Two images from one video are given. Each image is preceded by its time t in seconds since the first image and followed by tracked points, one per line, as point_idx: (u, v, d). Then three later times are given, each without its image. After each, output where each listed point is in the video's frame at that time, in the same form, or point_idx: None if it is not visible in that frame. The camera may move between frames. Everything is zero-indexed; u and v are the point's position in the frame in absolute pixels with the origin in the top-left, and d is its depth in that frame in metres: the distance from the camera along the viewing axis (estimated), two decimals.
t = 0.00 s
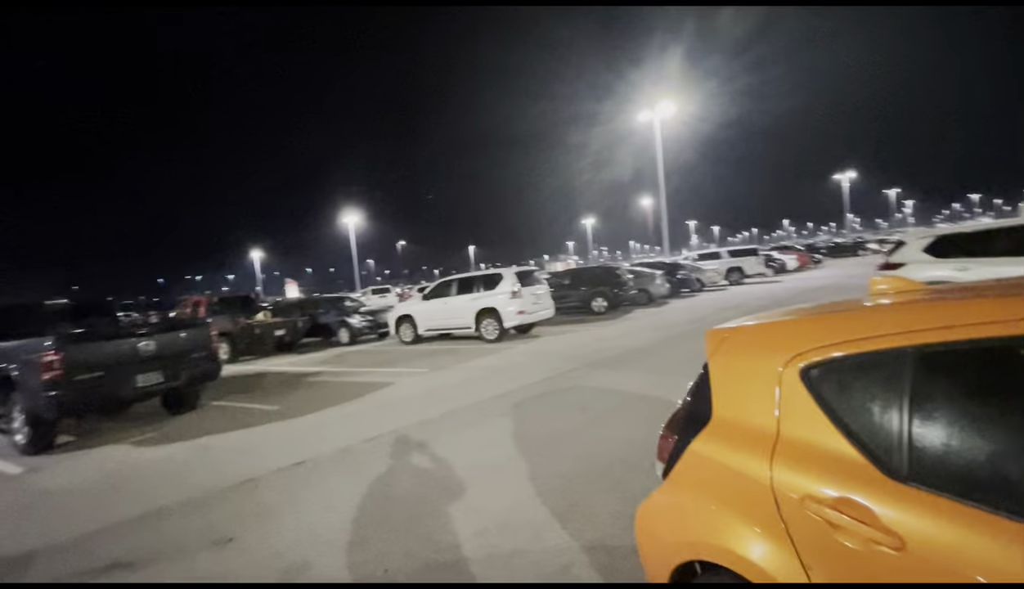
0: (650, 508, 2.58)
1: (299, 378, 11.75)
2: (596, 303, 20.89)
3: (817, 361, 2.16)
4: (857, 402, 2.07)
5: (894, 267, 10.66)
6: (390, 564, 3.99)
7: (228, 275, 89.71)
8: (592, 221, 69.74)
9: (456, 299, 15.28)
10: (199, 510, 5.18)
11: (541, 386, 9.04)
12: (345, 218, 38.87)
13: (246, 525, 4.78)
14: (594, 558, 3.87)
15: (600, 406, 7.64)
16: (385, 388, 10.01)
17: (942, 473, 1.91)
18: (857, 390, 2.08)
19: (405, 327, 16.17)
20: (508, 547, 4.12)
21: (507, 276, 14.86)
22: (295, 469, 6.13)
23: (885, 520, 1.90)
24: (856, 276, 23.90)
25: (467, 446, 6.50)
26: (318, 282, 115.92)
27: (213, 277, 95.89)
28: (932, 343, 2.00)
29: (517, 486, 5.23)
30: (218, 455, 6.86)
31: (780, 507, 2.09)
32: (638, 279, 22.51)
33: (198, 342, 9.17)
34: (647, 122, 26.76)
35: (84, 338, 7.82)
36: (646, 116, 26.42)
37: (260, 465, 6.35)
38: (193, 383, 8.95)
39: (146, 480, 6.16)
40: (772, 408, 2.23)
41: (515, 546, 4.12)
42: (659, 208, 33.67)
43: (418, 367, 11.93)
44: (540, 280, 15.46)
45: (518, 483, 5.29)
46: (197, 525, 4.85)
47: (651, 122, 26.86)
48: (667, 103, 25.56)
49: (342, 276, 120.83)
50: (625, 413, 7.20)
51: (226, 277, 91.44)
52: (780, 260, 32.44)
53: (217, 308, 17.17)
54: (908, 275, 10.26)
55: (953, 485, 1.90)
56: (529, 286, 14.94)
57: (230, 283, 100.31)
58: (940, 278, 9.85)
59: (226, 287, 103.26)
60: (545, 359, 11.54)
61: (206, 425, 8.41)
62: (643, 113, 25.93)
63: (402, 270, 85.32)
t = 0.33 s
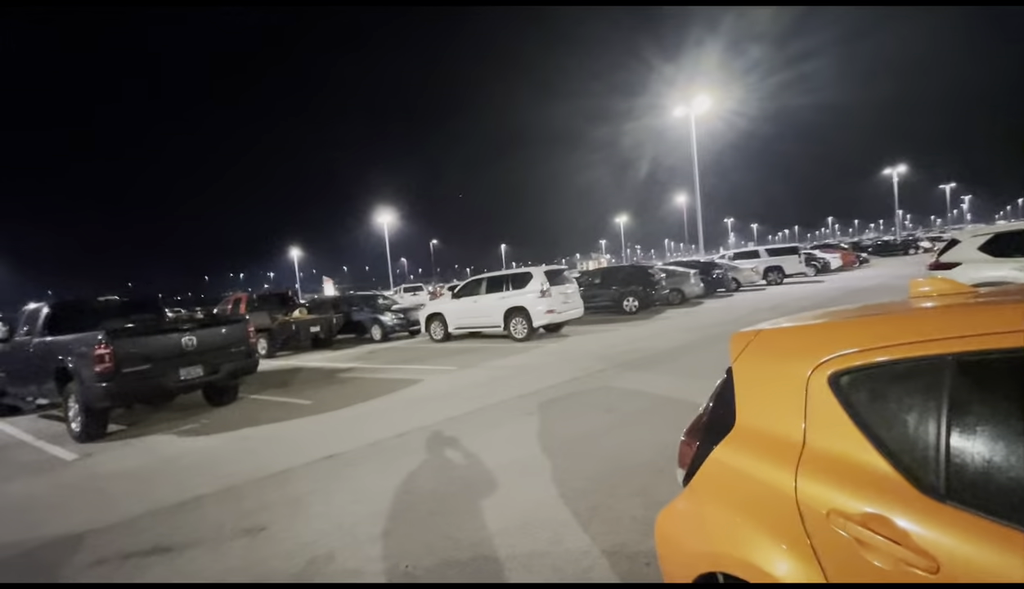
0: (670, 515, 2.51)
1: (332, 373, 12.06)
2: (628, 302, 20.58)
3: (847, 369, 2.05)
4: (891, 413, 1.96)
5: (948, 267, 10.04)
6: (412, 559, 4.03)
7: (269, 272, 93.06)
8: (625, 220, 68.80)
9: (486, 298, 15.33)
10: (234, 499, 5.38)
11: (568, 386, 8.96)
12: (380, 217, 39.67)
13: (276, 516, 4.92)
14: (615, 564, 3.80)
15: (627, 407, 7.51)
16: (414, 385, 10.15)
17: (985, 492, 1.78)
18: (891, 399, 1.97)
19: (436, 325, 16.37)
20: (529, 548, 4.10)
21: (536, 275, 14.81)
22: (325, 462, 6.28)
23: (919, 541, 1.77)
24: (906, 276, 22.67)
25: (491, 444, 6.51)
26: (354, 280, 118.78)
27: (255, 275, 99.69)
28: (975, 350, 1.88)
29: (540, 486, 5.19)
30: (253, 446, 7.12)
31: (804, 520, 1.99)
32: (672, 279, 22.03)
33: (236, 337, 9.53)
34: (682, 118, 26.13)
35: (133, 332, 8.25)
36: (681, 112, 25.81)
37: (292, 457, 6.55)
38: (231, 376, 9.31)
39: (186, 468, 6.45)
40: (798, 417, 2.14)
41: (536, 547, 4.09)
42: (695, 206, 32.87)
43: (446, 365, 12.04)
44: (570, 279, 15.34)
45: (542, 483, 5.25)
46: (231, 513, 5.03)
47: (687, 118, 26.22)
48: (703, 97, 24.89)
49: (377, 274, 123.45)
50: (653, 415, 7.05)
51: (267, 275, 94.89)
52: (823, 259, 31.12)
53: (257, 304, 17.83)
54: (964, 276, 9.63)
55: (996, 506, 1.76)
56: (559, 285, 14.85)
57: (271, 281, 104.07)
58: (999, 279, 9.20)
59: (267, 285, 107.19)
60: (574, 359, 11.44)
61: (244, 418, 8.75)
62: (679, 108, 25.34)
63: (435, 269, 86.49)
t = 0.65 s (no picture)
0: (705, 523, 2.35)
1: (382, 367, 12.47)
2: (679, 300, 19.97)
3: (909, 377, 1.95)
4: (956, 426, 1.89)
5: None
6: (453, 552, 4.11)
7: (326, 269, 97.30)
8: (678, 214, 66.55)
9: (532, 295, 15.32)
10: (290, 484, 5.68)
11: (614, 385, 8.82)
12: (430, 214, 40.45)
13: (327, 503, 5.16)
14: (657, 568, 3.72)
15: (675, 408, 7.30)
16: (460, 380, 10.32)
17: None
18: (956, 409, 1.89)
19: (482, 321, 16.55)
20: (570, 547, 4.07)
21: (583, 272, 14.64)
22: (373, 453, 6.52)
23: (981, 562, 1.72)
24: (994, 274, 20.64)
25: (534, 441, 6.51)
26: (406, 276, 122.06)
27: (314, 271, 104.52)
28: None
29: (581, 486, 5.14)
30: (308, 435, 7.49)
31: (858, 536, 1.88)
32: (726, 276, 21.16)
33: (293, 331, 10.04)
34: (739, 107, 24.96)
35: (202, 324, 8.88)
36: (738, 101, 24.65)
37: (343, 447, 6.83)
38: (289, 368, 9.83)
39: (248, 453, 6.88)
40: (853, 426, 2.00)
41: (576, 548, 4.06)
42: (753, 200, 31.35)
43: (492, 361, 12.15)
44: (618, 276, 15.06)
45: (583, 483, 5.20)
46: (286, 498, 5.33)
47: (744, 107, 25.02)
48: (762, 85, 23.65)
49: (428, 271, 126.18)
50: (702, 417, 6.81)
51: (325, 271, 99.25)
52: (896, 255, 28.90)
53: (314, 299, 18.68)
54: None
55: None
56: (606, 283, 14.61)
57: (328, 277, 108.75)
58: None
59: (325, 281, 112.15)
60: (621, 357, 11.23)
61: (300, 407, 9.22)
62: (735, 98, 24.21)
63: (483, 265, 87.40)
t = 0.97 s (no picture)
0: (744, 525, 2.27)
1: (425, 360, 12.73)
2: (726, 296, 19.28)
3: (969, 381, 1.85)
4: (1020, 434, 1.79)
5: None
6: (489, 544, 4.16)
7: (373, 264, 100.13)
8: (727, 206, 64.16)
9: (573, 290, 15.18)
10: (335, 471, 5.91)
11: (656, 383, 8.63)
12: (473, 210, 40.86)
13: (369, 490, 5.34)
14: (697, 570, 3.63)
15: (719, 408, 7.07)
16: (500, 374, 10.39)
17: None
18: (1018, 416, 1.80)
19: (523, 315, 16.57)
20: (606, 545, 4.04)
21: (626, 267, 14.36)
22: (414, 444, 6.68)
23: None
24: None
25: (572, 437, 6.47)
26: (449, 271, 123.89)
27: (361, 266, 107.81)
28: None
29: (619, 484, 5.07)
30: (354, 425, 7.76)
31: (909, 547, 1.78)
32: (778, 271, 20.24)
33: (340, 324, 10.40)
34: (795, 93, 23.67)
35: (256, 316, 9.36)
36: (794, 86, 23.38)
37: (386, 437, 7.04)
38: (336, 359, 10.20)
39: (297, 441, 7.21)
40: (906, 433, 1.89)
41: (612, 546, 4.02)
42: (809, 191, 29.75)
43: (532, 356, 12.15)
44: (662, 271, 14.68)
45: (622, 481, 5.13)
46: (331, 484, 5.55)
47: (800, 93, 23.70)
48: (821, 69, 22.32)
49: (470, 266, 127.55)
50: (748, 417, 6.56)
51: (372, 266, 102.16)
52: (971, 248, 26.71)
53: (360, 293, 19.28)
54: None
55: None
56: (650, 278, 14.28)
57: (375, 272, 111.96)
58: None
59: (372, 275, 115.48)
60: (663, 354, 10.97)
61: (346, 397, 9.56)
62: (791, 83, 22.97)
63: (525, 260, 87.46)
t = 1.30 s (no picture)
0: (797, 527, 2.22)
1: (469, 352, 12.92)
2: (782, 291, 18.39)
3: None
4: None
5: None
6: (530, 535, 4.19)
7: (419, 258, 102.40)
8: (784, 196, 60.96)
9: (618, 283, 14.91)
10: (382, 457, 6.12)
11: (703, 379, 8.38)
12: (517, 203, 40.86)
13: (414, 477, 5.49)
14: (743, 572, 3.52)
15: (771, 406, 6.78)
16: (543, 367, 10.40)
17: None
18: None
19: (567, 309, 16.46)
20: (648, 542, 3.97)
21: (673, 260, 13.95)
22: (457, 433, 6.81)
23: None
24: None
25: (614, 432, 6.41)
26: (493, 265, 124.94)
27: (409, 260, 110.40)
28: None
29: (663, 481, 4.97)
30: (400, 413, 8.00)
31: (977, 558, 1.72)
32: (839, 264, 19.09)
33: (387, 316, 10.71)
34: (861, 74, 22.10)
35: (309, 308, 9.80)
36: (860, 66, 21.84)
37: (430, 426, 7.21)
38: (383, 350, 10.52)
39: (347, 427, 7.51)
40: (977, 440, 1.79)
41: (654, 543, 3.95)
42: (876, 178, 27.79)
43: (576, 349, 12.07)
44: (712, 264, 14.18)
45: (666, 478, 5.03)
46: (378, 470, 5.75)
47: (867, 73, 22.11)
48: (891, 47, 20.73)
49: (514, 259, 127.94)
50: (803, 417, 6.25)
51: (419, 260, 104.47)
52: None
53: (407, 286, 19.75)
54: None
55: None
56: (699, 271, 13.82)
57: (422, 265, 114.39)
58: None
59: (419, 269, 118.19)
60: (712, 350, 10.62)
61: (394, 387, 9.86)
62: (857, 63, 21.46)
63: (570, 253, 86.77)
